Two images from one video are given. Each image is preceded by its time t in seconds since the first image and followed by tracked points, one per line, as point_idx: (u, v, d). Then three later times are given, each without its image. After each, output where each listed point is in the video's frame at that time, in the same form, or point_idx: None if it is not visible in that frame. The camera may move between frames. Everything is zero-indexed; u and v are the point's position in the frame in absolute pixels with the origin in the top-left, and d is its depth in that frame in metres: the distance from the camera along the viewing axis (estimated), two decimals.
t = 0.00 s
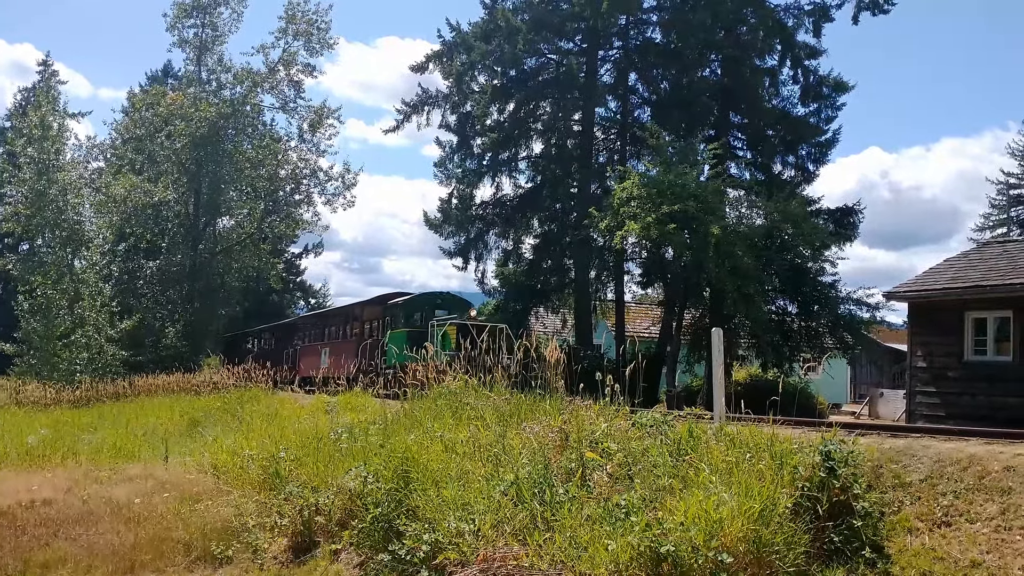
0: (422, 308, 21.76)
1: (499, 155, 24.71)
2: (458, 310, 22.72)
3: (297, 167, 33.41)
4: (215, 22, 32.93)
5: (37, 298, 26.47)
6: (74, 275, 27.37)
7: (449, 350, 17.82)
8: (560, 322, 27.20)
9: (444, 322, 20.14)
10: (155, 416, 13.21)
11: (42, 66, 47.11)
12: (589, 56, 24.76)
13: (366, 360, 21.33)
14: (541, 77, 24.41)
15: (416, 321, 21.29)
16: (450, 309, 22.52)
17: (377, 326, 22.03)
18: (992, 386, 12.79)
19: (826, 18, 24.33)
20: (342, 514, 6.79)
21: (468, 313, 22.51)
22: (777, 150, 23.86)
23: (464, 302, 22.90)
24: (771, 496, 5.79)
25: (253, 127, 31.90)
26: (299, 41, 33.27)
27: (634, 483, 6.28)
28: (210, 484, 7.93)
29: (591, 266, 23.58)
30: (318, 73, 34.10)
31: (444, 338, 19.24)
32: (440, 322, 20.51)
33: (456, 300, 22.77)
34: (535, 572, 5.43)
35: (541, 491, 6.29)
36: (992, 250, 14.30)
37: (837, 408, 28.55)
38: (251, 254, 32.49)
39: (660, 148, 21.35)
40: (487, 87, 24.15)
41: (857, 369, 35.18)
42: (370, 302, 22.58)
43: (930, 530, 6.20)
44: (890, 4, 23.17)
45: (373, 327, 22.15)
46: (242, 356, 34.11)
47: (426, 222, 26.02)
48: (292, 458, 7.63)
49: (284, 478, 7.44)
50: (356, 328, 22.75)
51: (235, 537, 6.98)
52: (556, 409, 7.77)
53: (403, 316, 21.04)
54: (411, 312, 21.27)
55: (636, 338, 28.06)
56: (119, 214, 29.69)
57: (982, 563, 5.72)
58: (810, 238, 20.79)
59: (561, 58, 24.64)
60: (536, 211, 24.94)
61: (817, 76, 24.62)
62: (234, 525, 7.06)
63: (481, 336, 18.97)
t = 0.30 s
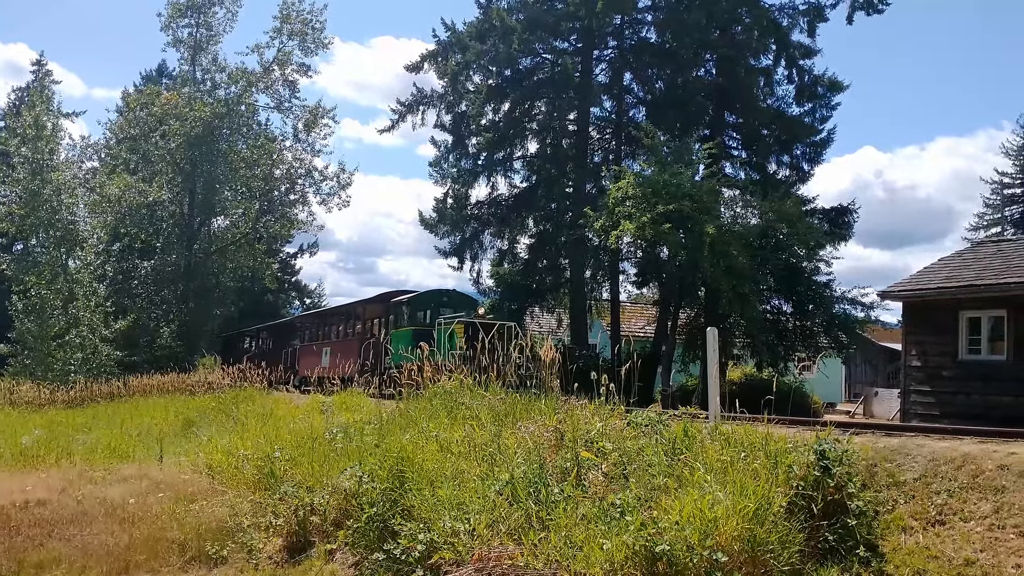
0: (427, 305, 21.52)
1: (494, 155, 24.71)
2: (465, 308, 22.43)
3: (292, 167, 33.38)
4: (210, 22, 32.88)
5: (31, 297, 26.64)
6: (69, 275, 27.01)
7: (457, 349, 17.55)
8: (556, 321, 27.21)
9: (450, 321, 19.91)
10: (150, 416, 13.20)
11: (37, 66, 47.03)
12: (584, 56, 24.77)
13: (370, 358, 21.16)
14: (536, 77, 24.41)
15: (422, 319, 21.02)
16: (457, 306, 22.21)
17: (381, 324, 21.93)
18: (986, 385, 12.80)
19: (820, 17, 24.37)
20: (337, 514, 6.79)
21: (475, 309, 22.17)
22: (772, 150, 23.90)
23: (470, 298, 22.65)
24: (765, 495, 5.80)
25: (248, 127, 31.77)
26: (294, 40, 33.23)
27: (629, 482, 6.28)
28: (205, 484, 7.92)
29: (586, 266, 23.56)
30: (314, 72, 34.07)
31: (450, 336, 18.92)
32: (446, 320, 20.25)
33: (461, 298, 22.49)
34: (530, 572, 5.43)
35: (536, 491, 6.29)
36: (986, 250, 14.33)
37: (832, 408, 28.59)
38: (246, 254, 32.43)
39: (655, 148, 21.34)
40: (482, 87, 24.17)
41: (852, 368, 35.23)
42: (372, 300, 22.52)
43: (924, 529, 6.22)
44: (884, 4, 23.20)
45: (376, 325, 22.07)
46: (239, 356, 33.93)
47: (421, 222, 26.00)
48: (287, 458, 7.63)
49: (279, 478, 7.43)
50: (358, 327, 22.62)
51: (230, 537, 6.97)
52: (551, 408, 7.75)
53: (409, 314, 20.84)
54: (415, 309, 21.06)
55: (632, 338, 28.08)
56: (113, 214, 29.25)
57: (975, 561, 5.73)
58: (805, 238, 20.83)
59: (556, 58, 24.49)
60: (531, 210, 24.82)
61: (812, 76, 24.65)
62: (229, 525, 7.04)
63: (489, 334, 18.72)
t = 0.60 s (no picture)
0: (429, 300, 21.28)
1: (486, 152, 24.73)
2: (467, 304, 22.06)
3: (284, 164, 33.32)
4: (201, 17, 32.74)
5: (21, 295, 26.60)
6: (58, 271, 27.14)
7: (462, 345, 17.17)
8: (548, 318, 27.23)
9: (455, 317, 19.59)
10: (142, 413, 13.18)
11: (27, 62, 46.79)
12: (576, 53, 24.78)
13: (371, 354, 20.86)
14: (528, 74, 24.39)
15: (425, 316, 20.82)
16: (459, 302, 21.98)
17: (382, 320, 21.74)
18: (975, 382, 12.83)
19: (812, 15, 24.42)
20: (328, 511, 6.78)
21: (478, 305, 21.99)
22: (764, 148, 23.98)
23: (474, 295, 22.40)
24: (756, 491, 5.84)
25: (239, 123, 31.77)
26: (286, 36, 33.13)
27: (621, 479, 6.30)
28: (196, 482, 7.91)
29: (578, 263, 23.59)
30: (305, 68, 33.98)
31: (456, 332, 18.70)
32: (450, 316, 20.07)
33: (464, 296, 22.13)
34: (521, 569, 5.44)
35: (528, 487, 6.30)
36: (976, 247, 14.39)
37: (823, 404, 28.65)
38: (238, 251, 32.07)
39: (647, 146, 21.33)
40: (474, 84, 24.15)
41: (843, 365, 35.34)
42: (371, 296, 22.32)
43: (914, 525, 6.24)
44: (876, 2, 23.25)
45: (377, 321, 21.88)
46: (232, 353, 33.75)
47: (414, 219, 25.97)
48: (278, 455, 7.63)
49: (270, 476, 7.42)
50: (357, 323, 22.36)
51: (221, 533, 6.95)
52: (543, 405, 7.77)
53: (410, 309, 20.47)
54: (417, 305, 20.80)
55: (623, 335, 28.13)
56: (103, 211, 29.40)
57: (965, 557, 5.76)
58: (796, 235, 20.91)
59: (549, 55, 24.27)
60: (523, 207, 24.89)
61: (803, 74, 24.72)
62: (220, 522, 7.03)
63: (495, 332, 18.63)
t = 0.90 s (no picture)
0: (429, 293, 20.92)
1: (475, 146, 24.73)
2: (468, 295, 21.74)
3: (272, 157, 33.21)
4: (188, 10, 32.55)
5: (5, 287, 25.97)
6: (44, 266, 26.29)
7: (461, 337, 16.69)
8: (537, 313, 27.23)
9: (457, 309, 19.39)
10: (128, 408, 13.14)
11: (12, 55, 46.45)
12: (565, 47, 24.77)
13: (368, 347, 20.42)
14: (517, 68, 24.34)
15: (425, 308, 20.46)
16: (460, 293, 21.62)
17: (380, 313, 21.34)
18: (961, 375, 12.89)
19: (800, 11, 24.49)
20: (316, 506, 6.78)
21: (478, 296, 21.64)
22: (752, 142, 24.11)
23: (475, 287, 22.03)
24: (743, 485, 5.88)
25: (226, 116, 31.64)
26: (273, 29, 33.00)
27: (608, 472, 6.32)
28: (183, 476, 7.88)
29: (567, 257, 23.63)
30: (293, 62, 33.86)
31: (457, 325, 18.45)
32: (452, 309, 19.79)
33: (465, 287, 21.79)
34: (509, 562, 5.45)
35: (516, 481, 6.30)
36: (961, 242, 14.48)
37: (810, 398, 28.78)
38: (225, 245, 31.97)
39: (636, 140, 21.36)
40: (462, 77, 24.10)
41: (829, 359, 35.49)
42: (368, 289, 21.89)
43: (900, 518, 6.28)
44: None
45: (374, 313, 21.25)
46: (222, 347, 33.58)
47: (402, 213, 25.92)
48: (266, 450, 7.62)
49: (258, 470, 7.42)
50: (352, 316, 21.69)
51: (209, 528, 6.95)
52: (531, 399, 7.77)
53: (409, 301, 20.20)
54: (417, 297, 20.42)
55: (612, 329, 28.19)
56: (89, 205, 29.02)
57: (950, 550, 5.80)
58: (784, 230, 21.00)
59: (537, 49, 24.69)
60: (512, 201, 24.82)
61: (791, 69, 24.81)
62: (208, 517, 7.02)
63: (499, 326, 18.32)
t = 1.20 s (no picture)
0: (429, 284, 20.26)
1: (462, 139, 24.73)
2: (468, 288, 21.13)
3: (257, 150, 33.11)
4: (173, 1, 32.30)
5: None
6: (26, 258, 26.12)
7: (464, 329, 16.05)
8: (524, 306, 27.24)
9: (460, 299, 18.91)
10: (112, 401, 13.06)
11: None
12: (552, 40, 24.76)
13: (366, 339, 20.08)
14: (504, 61, 24.29)
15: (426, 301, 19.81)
16: (461, 285, 20.94)
17: (377, 305, 21.05)
18: (943, 369, 12.94)
19: (786, 5, 24.57)
20: (301, 499, 6.77)
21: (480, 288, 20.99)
22: (738, 137, 24.15)
23: (476, 278, 21.39)
24: (727, 477, 5.93)
25: (211, 108, 31.44)
26: (258, 21, 32.81)
27: (594, 465, 6.34)
28: (167, 470, 7.85)
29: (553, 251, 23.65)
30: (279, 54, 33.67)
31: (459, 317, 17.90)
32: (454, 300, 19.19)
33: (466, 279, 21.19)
34: (495, 555, 5.45)
35: (502, 474, 6.31)
36: (945, 236, 14.57)
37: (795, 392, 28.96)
38: (210, 238, 31.34)
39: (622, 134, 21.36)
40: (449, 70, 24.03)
41: (815, 353, 35.66)
42: (364, 280, 21.58)
43: (883, 510, 6.33)
44: None
45: (370, 305, 21.14)
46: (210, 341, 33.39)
47: (388, 206, 25.85)
48: (251, 443, 7.60)
49: (243, 464, 7.40)
50: (346, 308, 21.70)
51: (193, 522, 6.93)
52: (516, 393, 7.78)
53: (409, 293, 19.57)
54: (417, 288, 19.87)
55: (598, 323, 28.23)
56: (72, 197, 28.88)
57: (932, 541, 5.84)
58: (769, 224, 21.12)
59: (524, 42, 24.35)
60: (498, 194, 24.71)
61: (777, 64, 24.88)
62: (192, 511, 7.00)
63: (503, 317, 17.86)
